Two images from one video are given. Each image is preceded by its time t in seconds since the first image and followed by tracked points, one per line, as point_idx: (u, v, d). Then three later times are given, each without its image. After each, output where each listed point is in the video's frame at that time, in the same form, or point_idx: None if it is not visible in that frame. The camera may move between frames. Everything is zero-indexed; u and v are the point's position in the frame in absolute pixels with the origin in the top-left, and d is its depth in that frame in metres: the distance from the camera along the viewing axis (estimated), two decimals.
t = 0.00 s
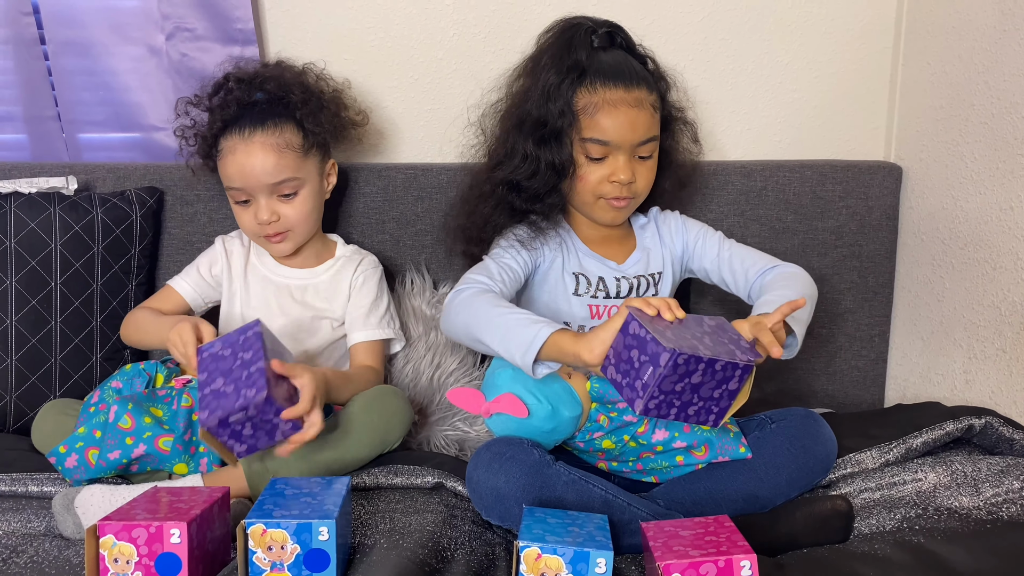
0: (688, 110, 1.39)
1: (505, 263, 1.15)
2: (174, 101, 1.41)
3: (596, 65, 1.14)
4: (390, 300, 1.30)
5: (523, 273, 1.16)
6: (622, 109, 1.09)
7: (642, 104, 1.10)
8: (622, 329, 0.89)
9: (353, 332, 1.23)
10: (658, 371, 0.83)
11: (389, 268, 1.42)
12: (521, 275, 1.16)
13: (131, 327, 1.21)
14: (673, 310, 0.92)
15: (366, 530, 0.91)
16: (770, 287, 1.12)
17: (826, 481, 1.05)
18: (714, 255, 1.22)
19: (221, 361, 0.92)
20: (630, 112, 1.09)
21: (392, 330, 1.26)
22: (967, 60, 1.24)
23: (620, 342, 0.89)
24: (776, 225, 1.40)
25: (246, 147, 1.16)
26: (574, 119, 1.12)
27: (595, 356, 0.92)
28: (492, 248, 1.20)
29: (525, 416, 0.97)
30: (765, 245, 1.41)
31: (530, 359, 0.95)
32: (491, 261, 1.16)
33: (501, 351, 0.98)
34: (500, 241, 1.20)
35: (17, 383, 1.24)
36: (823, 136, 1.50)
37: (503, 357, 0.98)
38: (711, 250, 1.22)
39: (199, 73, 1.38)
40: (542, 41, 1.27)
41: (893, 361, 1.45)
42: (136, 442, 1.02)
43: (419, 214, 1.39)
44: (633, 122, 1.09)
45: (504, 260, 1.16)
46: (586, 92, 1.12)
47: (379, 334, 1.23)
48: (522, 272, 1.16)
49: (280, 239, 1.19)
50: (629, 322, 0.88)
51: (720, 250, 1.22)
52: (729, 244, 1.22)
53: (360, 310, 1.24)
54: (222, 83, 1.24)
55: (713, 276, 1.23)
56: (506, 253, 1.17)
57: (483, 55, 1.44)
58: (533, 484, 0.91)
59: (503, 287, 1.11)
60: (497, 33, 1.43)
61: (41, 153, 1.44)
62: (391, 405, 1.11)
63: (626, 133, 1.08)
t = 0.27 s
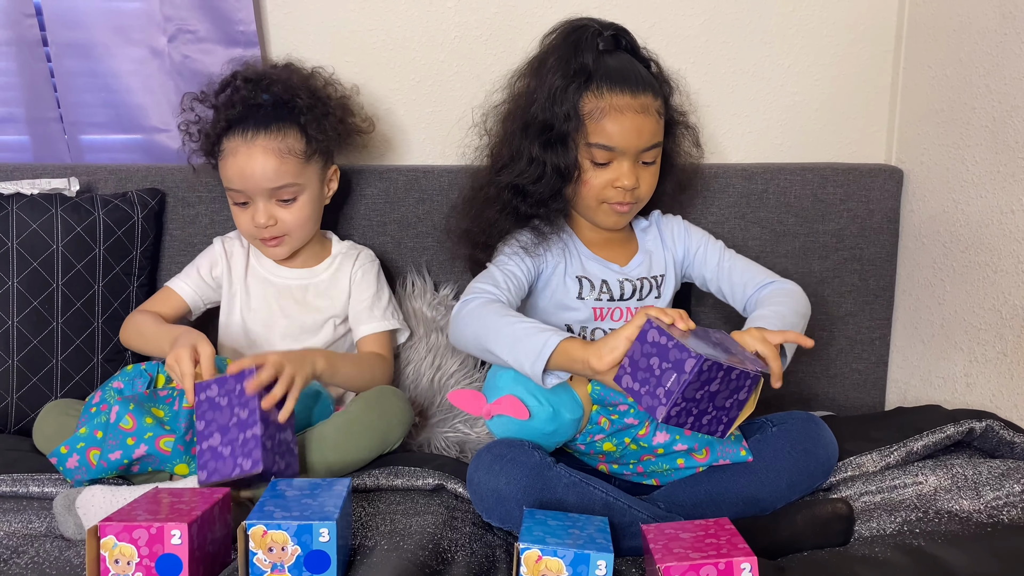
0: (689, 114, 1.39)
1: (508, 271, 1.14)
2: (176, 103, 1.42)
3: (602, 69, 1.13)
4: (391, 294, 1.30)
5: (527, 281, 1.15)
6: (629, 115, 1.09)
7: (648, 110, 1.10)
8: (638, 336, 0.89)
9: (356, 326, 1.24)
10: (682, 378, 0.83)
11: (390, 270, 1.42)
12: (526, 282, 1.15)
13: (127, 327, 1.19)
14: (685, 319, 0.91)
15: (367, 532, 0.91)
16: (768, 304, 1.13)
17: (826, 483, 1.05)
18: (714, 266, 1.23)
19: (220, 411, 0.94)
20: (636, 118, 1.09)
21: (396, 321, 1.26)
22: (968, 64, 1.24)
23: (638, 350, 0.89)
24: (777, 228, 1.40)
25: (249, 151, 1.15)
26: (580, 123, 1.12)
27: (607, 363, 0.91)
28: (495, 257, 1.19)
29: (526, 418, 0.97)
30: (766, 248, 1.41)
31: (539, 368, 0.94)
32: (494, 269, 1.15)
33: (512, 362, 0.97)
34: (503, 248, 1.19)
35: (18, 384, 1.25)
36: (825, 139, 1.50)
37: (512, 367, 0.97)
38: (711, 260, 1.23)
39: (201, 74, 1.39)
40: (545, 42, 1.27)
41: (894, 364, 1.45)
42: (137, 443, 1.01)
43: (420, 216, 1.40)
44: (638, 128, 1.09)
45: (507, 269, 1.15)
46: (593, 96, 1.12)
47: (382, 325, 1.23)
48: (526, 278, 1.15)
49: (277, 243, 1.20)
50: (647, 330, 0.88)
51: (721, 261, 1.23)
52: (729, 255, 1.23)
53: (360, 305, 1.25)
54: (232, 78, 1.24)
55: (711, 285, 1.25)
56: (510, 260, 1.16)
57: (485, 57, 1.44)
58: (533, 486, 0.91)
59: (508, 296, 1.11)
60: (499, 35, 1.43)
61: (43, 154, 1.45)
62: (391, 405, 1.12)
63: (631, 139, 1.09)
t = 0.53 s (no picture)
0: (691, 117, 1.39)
1: (511, 272, 1.14)
2: (179, 103, 1.42)
3: (612, 67, 1.14)
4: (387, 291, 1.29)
5: (528, 282, 1.15)
6: (637, 112, 1.10)
7: (656, 108, 1.11)
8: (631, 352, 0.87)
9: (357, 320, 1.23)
10: (679, 400, 0.81)
11: (392, 271, 1.42)
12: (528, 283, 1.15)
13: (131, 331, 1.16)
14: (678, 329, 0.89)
15: (368, 532, 0.91)
16: (769, 314, 1.13)
17: (828, 485, 1.05)
18: (714, 275, 1.23)
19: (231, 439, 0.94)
20: (645, 115, 1.10)
21: (392, 315, 1.24)
22: (970, 65, 1.24)
23: (631, 366, 0.87)
24: (779, 229, 1.40)
25: (257, 156, 1.14)
26: (589, 118, 1.12)
27: (599, 377, 0.90)
28: (497, 258, 1.19)
29: (527, 419, 0.97)
30: (768, 249, 1.41)
31: (530, 376, 0.94)
32: (495, 271, 1.15)
33: (502, 365, 0.97)
34: (507, 248, 1.19)
35: (21, 384, 1.25)
36: (827, 140, 1.50)
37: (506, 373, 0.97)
38: (712, 268, 1.24)
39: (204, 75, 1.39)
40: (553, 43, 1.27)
41: (896, 366, 1.44)
42: (139, 442, 1.02)
43: (423, 217, 1.40)
44: (647, 126, 1.09)
45: (510, 271, 1.15)
46: (602, 92, 1.12)
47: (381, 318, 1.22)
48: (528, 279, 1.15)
49: (277, 249, 1.19)
50: (640, 346, 0.86)
51: (721, 270, 1.23)
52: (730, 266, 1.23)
53: (360, 298, 1.24)
54: (239, 79, 1.23)
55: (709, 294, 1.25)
56: (513, 262, 1.16)
57: (487, 58, 1.44)
58: (536, 487, 0.91)
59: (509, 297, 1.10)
60: (501, 37, 1.43)
61: (46, 155, 1.45)
62: (395, 408, 1.12)
63: (640, 137, 1.09)
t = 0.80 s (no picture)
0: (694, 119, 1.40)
1: (525, 272, 1.14)
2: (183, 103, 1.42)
3: (625, 66, 1.15)
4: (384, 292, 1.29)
5: (541, 287, 1.15)
6: (651, 108, 1.11)
7: (668, 106, 1.12)
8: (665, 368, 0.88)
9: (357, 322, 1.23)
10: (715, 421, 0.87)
11: (395, 272, 1.42)
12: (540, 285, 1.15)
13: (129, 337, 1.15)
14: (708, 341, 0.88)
15: (372, 531, 0.91)
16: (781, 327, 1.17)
17: (831, 485, 1.05)
18: (724, 294, 1.25)
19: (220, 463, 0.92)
20: (658, 112, 1.11)
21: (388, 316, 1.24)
22: (974, 66, 1.24)
23: (664, 380, 0.88)
24: (782, 230, 1.41)
25: (262, 166, 1.12)
26: (602, 115, 1.12)
27: (628, 387, 0.88)
28: (509, 258, 1.18)
29: (532, 417, 0.97)
30: (771, 250, 1.41)
31: (556, 387, 0.93)
32: (507, 273, 1.15)
33: (524, 377, 0.96)
34: (519, 248, 1.19)
35: (25, 383, 1.25)
36: (830, 141, 1.51)
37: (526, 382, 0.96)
38: (723, 286, 1.25)
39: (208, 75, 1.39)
40: (563, 45, 1.28)
41: (899, 366, 1.45)
42: (144, 447, 1.02)
43: (426, 217, 1.40)
44: (661, 124, 1.10)
45: (523, 271, 1.14)
46: (615, 90, 1.13)
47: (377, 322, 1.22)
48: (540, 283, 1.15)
49: (277, 258, 1.17)
50: (677, 364, 0.87)
51: (733, 290, 1.25)
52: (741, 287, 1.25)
53: (362, 300, 1.23)
54: (245, 80, 1.21)
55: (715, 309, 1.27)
56: (525, 263, 1.15)
57: (490, 59, 1.45)
58: (539, 486, 0.91)
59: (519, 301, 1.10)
60: (505, 37, 1.44)
61: (51, 154, 1.45)
62: (397, 414, 1.13)
63: (654, 134, 1.10)
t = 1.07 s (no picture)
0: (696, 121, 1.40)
1: (531, 268, 1.14)
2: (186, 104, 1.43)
3: (627, 67, 1.15)
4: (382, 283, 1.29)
5: (548, 282, 1.15)
6: (654, 109, 1.11)
7: (672, 107, 1.12)
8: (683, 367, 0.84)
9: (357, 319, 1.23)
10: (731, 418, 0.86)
11: (397, 272, 1.42)
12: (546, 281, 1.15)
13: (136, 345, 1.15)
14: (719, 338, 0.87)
15: (374, 531, 0.92)
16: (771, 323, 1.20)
17: (833, 486, 1.05)
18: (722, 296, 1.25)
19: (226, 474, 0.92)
20: (661, 113, 1.11)
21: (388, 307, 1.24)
22: (975, 67, 1.24)
23: (680, 378, 0.84)
24: (784, 231, 1.41)
25: (264, 173, 1.11)
26: (605, 116, 1.13)
27: (639, 384, 0.88)
28: (515, 254, 1.19)
29: (535, 418, 0.97)
30: (773, 251, 1.41)
31: (566, 379, 0.93)
32: (514, 268, 1.15)
33: (535, 370, 0.96)
34: (525, 245, 1.19)
35: (28, 383, 1.25)
36: (832, 142, 1.51)
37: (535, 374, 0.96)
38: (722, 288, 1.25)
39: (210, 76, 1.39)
40: (565, 48, 1.28)
41: (900, 367, 1.45)
42: (147, 450, 1.02)
43: (428, 217, 1.40)
44: (663, 124, 1.10)
45: (529, 267, 1.15)
46: (618, 91, 1.13)
47: (378, 315, 1.22)
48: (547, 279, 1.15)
49: (276, 264, 1.17)
50: (693, 364, 0.83)
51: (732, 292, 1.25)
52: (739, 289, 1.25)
53: (365, 295, 1.24)
54: (246, 83, 1.21)
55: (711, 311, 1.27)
56: (531, 259, 1.16)
57: (492, 60, 1.45)
58: (541, 486, 0.91)
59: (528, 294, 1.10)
60: (507, 38, 1.44)
61: (53, 155, 1.46)
62: (397, 413, 1.12)
63: (657, 134, 1.10)
